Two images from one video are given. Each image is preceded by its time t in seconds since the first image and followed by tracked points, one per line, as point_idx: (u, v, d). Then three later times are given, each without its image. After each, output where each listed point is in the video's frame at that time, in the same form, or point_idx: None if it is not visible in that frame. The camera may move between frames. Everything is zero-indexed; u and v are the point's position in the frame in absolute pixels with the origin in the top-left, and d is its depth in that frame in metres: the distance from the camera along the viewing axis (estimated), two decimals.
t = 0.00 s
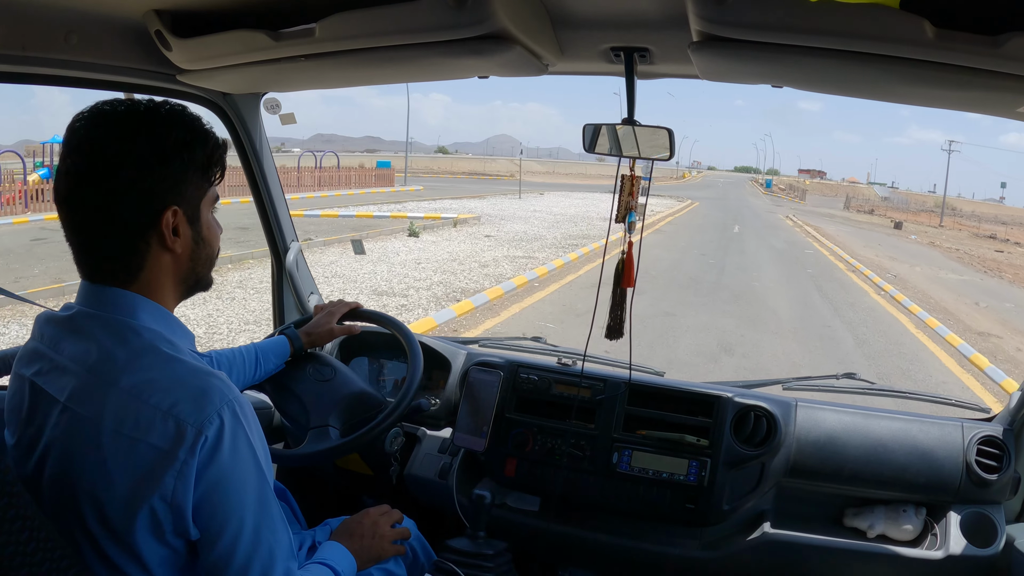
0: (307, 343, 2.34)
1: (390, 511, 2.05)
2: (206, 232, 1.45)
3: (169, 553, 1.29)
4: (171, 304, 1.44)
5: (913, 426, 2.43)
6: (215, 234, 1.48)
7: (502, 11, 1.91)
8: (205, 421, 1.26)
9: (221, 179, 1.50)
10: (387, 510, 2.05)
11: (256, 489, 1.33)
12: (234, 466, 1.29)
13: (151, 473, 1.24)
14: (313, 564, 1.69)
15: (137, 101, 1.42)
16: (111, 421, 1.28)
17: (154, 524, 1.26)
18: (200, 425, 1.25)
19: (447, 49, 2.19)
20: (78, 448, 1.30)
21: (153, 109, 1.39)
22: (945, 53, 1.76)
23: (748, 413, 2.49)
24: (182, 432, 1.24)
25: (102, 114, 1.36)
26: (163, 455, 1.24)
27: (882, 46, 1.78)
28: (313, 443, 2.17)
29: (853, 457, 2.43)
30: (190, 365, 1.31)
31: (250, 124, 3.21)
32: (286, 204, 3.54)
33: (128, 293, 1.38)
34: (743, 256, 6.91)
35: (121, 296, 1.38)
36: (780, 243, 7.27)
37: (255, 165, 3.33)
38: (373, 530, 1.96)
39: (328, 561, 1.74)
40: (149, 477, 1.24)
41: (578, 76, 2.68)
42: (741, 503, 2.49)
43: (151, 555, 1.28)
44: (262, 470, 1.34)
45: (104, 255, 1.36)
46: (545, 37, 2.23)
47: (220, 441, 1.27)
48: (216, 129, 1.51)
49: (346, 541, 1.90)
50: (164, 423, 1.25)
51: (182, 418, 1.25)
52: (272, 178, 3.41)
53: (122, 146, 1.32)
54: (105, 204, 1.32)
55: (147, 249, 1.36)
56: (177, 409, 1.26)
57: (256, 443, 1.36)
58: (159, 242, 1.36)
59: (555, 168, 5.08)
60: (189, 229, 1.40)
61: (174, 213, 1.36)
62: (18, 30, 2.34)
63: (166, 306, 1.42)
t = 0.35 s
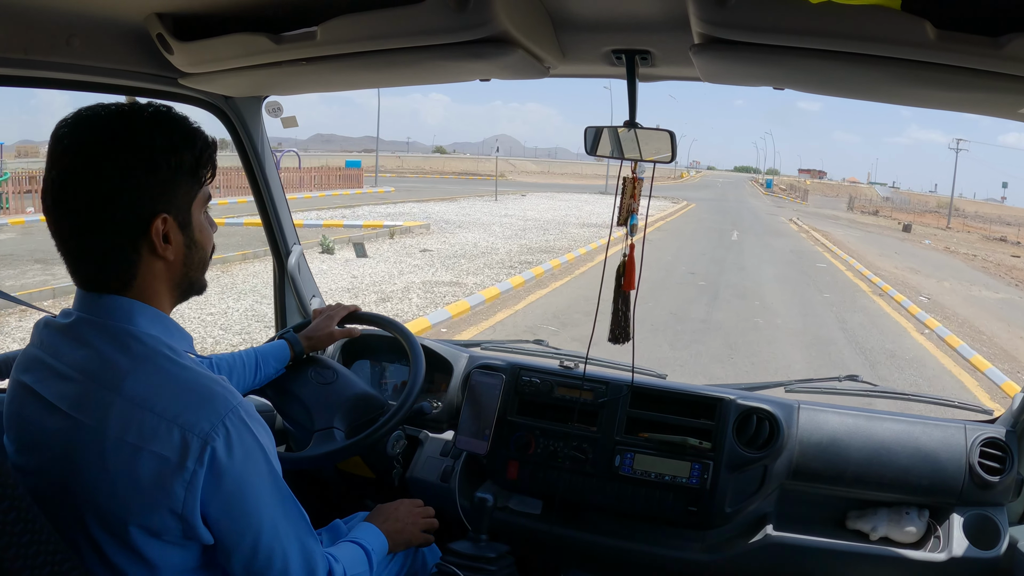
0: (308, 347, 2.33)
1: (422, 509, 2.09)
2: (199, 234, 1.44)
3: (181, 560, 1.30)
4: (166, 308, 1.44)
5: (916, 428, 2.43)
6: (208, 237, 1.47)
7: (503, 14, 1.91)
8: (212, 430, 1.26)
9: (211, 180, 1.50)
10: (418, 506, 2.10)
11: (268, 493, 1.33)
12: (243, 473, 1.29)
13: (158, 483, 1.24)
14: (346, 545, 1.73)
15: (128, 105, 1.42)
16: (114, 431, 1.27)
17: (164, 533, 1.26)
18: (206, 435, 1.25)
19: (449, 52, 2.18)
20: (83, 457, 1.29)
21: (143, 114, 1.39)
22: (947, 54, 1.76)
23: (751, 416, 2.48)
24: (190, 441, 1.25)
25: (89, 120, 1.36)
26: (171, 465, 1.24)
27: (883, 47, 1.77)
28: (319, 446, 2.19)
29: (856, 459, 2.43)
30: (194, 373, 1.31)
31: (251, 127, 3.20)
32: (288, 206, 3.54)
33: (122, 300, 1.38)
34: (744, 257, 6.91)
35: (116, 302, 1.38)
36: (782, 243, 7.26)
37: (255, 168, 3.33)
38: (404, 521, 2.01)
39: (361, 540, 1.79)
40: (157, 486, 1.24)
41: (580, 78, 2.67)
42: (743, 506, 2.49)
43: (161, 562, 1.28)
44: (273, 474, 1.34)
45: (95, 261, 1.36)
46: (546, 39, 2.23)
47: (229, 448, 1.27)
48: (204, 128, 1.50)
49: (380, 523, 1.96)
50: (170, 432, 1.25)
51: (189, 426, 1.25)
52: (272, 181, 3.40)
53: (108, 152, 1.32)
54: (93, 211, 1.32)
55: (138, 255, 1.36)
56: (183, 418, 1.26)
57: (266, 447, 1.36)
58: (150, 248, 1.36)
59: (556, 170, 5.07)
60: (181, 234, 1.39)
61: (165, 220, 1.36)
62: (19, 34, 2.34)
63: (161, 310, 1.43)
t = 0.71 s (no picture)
0: (309, 347, 2.34)
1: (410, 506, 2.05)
2: (206, 235, 1.44)
3: (180, 555, 1.30)
4: (171, 306, 1.44)
5: (918, 426, 2.42)
6: (214, 238, 1.47)
7: (505, 12, 1.91)
8: (212, 424, 1.26)
9: (221, 183, 1.50)
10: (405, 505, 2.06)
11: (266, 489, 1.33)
12: (242, 468, 1.29)
13: (158, 476, 1.24)
14: (335, 557, 1.72)
15: (140, 104, 1.42)
16: (116, 425, 1.28)
17: (164, 527, 1.26)
18: (206, 429, 1.25)
19: (450, 51, 2.19)
20: (87, 450, 1.30)
21: (155, 112, 1.39)
22: (949, 52, 1.76)
23: (753, 414, 2.48)
24: (189, 435, 1.25)
25: (104, 116, 1.36)
26: (171, 458, 1.24)
27: (885, 46, 1.77)
28: (323, 443, 2.18)
29: (858, 457, 2.42)
30: (196, 368, 1.31)
31: (253, 126, 3.21)
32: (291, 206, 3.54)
33: (130, 295, 1.38)
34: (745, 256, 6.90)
35: (124, 298, 1.38)
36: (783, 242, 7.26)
37: (258, 167, 3.33)
38: (393, 522, 1.96)
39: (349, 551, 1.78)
40: (157, 479, 1.24)
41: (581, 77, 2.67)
42: (745, 504, 2.49)
43: (160, 556, 1.28)
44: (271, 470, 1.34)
45: (105, 256, 1.36)
46: (548, 38, 2.23)
47: (228, 443, 1.27)
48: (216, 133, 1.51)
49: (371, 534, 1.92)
50: (170, 426, 1.25)
51: (189, 420, 1.25)
52: (275, 181, 3.41)
53: (122, 147, 1.32)
54: (106, 206, 1.32)
55: (146, 251, 1.36)
56: (183, 412, 1.26)
57: (265, 444, 1.36)
58: (158, 245, 1.36)
59: (557, 169, 5.07)
60: (189, 232, 1.39)
61: (174, 216, 1.36)
62: (20, 33, 2.34)
63: (166, 308, 1.42)
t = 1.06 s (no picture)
0: (307, 344, 2.33)
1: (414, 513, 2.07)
2: (199, 230, 1.44)
3: (171, 551, 1.30)
4: (164, 301, 1.44)
5: (915, 429, 2.43)
6: (207, 234, 1.47)
7: (506, 11, 1.91)
8: (202, 420, 1.26)
9: (214, 179, 1.50)
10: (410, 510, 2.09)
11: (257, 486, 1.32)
12: (233, 464, 1.28)
13: (148, 471, 1.24)
14: (335, 551, 1.72)
15: (134, 100, 1.42)
16: (107, 420, 1.28)
17: (154, 524, 1.26)
18: (196, 425, 1.25)
19: (451, 49, 2.18)
20: (79, 446, 1.29)
21: (149, 107, 1.39)
22: (949, 54, 1.76)
23: (749, 415, 2.48)
24: (179, 431, 1.24)
25: (98, 111, 1.36)
26: (161, 454, 1.24)
27: (885, 47, 1.77)
28: (321, 442, 2.20)
29: (855, 459, 2.42)
30: (187, 364, 1.31)
31: (252, 123, 3.20)
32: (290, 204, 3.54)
33: (122, 289, 1.38)
34: (744, 257, 6.90)
35: (116, 292, 1.38)
36: (783, 244, 7.26)
37: (257, 164, 3.33)
38: (396, 525, 1.99)
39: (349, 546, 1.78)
40: (147, 475, 1.24)
41: (581, 76, 2.67)
42: (742, 505, 2.49)
43: (150, 552, 1.28)
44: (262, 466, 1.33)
45: (97, 250, 1.36)
46: (549, 37, 2.22)
47: (218, 438, 1.27)
48: (210, 129, 1.51)
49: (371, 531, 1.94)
50: (160, 421, 1.25)
51: (179, 416, 1.25)
52: (274, 178, 3.40)
53: (116, 142, 1.32)
54: (98, 200, 1.32)
55: (137, 244, 1.36)
56: (173, 408, 1.26)
57: (257, 441, 1.36)
58: (150, 239, 1.36)
59: (557, 169, 5.07)
60: (180, 226, 1.39)
61: (166, 210, 1.35)
62: (20, 29, 2.34)
63: (158, 303, 1.42)
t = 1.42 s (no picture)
0: (306, 345, 2.35)
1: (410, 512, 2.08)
2: (198, 231, 1.44)
3: (174, 551, 1.30)
4: (163, 302, 1.44)
5: (916, 430, 2.42)
6: (206, 234, 1.47)
7: (507, 11, 1.91)
8: (203, 420, 1.26)
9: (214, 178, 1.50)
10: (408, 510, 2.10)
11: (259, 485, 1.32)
12: (235, 464, 1.28)
13: (150, 472, 1.24)
14: (335, 556, 1.72)
15: (131, 99, 1.42)
16: (108, 420, 1.28)
17: (157, 524, 1.26)
18: (198, 424, 1.25)
19: (451, 50, 2.18)
20: (81, 448, 1.29)
21: (146, 107, 1.39)
22: (950, 56, 1.75)
23: (751, 416, 2.48)
24: (181, 431, 1.24)
25: (95, 111, 1.36)
26: (162, 454, 1.24)
27: (886, 48, 1.77)
28: (326, 442, 2.19)
29: (856, 461, 2.42)
30: (188, 363, 1.31)
31: (252, 123, 3.20)
32: (291, 203, 3.53)
33: (121, 290, 1.38)
34: (745, 257, 6.90)
35: (115, 293, 1.38)
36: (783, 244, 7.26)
37: (258, 164, 3.32)
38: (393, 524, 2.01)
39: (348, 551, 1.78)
40: (149, 475, 1.24)
41: (582, 77, 2.67)
42: (743, 506, 2.49)
43: (152, 553, 1.28)
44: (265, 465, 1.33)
45: (95, 251, 1.36)
46: (550, 38, 2.22)
47: (220, 438, 1.27)
48: (208, 128, 1.50)
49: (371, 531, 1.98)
50: (161, 421, 1.25)
51: (180, 415, 1.25)
52: (274, 178, 3.40)
53: (113, 142, 1.32)
54: (96, 200, 1.32)
55: (135, 246, 1.36)
56: (175, 408, 1.26)
57: (259, 441, 1.36)
58: (148, 240, 1.36)
59: (557, 169, 5.07)
60: (179, 227, 1.39)
61: (163, 211, 1.35)
62: (21, 29, 2.34)
63: (159, 304, 1.42)
